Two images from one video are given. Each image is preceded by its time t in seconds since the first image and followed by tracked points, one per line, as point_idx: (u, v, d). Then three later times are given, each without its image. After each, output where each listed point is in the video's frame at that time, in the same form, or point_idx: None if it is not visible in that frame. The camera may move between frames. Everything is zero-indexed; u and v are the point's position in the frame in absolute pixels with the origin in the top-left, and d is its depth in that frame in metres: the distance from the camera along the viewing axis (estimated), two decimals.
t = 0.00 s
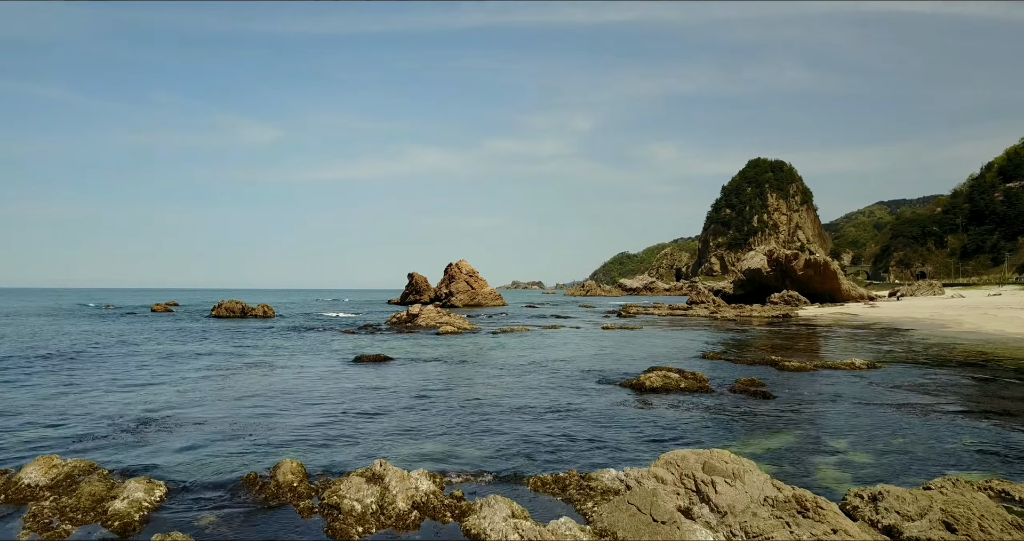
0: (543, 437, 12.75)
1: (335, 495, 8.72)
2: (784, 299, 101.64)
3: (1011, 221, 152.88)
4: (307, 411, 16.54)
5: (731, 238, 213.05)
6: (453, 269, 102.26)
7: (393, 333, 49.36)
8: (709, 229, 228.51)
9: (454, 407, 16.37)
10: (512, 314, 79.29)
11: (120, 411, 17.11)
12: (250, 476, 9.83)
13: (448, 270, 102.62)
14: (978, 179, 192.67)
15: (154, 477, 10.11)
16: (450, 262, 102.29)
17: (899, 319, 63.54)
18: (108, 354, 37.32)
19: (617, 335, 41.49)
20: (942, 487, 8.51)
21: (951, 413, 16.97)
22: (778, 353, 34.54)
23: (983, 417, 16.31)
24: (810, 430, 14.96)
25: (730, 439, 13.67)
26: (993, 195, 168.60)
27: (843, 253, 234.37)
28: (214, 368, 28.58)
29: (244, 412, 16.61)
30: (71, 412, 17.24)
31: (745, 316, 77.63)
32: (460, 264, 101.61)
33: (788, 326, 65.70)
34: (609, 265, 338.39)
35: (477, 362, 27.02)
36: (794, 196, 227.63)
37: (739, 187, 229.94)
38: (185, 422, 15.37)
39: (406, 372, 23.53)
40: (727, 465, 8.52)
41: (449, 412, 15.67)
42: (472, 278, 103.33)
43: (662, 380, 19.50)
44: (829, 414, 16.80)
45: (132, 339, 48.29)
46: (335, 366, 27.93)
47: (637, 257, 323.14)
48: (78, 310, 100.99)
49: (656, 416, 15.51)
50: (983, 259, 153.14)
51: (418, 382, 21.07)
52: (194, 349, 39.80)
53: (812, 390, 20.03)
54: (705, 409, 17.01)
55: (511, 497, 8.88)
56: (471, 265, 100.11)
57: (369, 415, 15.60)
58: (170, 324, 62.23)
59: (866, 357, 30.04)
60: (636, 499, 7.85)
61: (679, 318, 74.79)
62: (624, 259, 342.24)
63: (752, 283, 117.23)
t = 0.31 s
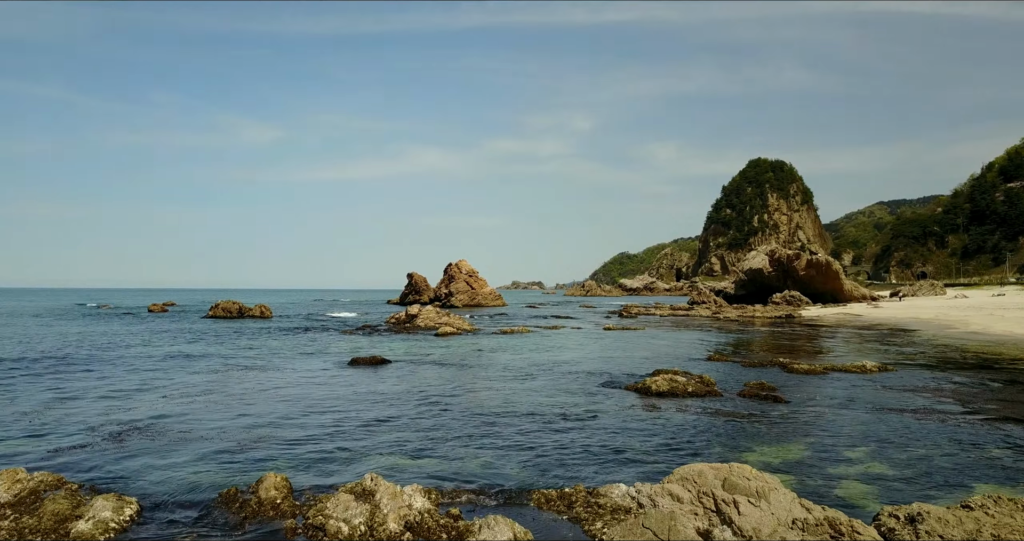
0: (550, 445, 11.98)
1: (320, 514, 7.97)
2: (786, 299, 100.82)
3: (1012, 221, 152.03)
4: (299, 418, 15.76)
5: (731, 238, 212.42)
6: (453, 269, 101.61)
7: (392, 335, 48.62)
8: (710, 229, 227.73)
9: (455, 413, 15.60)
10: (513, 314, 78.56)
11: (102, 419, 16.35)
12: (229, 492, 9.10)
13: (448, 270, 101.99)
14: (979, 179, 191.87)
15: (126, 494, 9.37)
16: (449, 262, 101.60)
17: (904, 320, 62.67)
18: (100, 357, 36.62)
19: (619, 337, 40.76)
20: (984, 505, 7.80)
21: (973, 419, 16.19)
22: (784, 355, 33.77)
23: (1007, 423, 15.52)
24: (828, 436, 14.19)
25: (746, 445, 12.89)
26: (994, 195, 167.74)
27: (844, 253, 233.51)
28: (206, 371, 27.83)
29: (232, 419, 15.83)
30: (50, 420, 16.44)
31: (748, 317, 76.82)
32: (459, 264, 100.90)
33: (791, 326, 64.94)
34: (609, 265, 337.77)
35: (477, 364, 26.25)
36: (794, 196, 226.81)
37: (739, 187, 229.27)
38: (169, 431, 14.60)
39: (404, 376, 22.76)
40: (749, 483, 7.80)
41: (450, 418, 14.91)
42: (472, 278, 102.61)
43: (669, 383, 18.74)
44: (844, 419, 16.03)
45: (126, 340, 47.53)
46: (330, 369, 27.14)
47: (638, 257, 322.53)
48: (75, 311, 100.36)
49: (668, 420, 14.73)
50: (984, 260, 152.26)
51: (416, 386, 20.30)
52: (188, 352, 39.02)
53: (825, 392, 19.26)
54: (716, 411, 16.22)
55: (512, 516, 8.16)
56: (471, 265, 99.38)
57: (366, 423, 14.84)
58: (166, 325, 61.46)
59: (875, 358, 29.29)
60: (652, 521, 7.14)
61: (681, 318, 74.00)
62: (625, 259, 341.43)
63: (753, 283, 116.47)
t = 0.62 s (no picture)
0: (558, 454, 11.26)
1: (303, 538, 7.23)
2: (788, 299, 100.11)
3: (1013, 221, 151.35)
4: (289, 426, 14.98)
5: (731, 238, 211.78)
6: (453, 269, 100.95)
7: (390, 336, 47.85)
8: (710, 229, 227.06)
9: (457, 419, 14.85)
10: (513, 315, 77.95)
11: (79, 426, 15.51)
12: (206, 511, 8.36)
13: (448, 270, 101.36)
14: (980, 178, 191.03)
15: (93, 513, 8.61)
16: (449, 262, 100.91)
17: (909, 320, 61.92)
18: (91, 359, 35.91)
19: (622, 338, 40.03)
20: None
21: (997, 425, 15.33)
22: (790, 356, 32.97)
23: None
24: (849, 443, 13.37)
25: (765, 453, 12.10)
26: (994, 194, 167.10)
27: (845, 253, 232.86)
28: (197, 375, 27.04)
29: (216, 427, 15.03)
30: (29, 428, 15.69)
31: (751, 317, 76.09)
32: (459, 264, 100.18)
33: (795, 327, 64.10)
34: (609, 265, 337.14)
35: (478, 367, 25.52)
36: (795, 196, 226.18)
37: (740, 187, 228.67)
38: (149, 440, 13.80)
39: (402, 380, 22.00)
40: (777, 504, 7.12)
41: (453, 424, 14.16)
42: (472, 278, 101.88)
43: (676, 387, 17.99)
44: (861, 423, 15.27)
45: (121, 342, 46.79)
46: (325, 373, 26.36)
47: (638, 258, 321.90)
48: (74, 311, 99.70)
49: (680, 425, 13.97)
50: (985, 260, 151.55)
51: (415, 390, 19.53)
52: (182, 354, 38.25)
53: (838, 396, 18.52)
54: (727, 416, 15.48)
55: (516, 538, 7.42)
56: (471, 265, 98.65)
57: (361, 430, 14.09)
58: (162, 326, 60.71)
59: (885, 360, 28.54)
60: None
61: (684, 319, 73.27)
62: (625, 259, 340.73)
63: (755, 283, 115.69)
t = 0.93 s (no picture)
0: (568, 468, 10.38)
1: None
2: (791, 299, 99.22)
3: (1014, 221, 150.51)
4: (276, 436, 14.03)
5: (731, 239, 211.09)
6: (453, 269, 100.11)
7: (388, 337, 47.00)
8: (711, 229, 226.24)
9: (459, 427, 13.96)
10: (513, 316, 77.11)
11: (52, 435, 14.60)
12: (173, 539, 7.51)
13: (447, 270, 100.65)
14: (981, 178, 190.24)
15: None
16: (449, 262, 100.00)
17: (914, 321, 60.99)
18: (82, 362, 35.05)
19: (625, 339, 39.18)
20: None
21: None
22: (798, 357, 32.05)
23: None
24: (874, 451, 12.47)
25: (788, 463, 11.22)
26: (995, 194, 166.22)
27: (845, 253, 231.96)
28: (187, 379, 26.14)
29: (198, 436, 14.08)
30: None
31: (754, 318, 75.22)
32: (459, 264, 99.39)
33: (799, 327, 63.15)
34: (609, 265, 336.41)
35: (479, 371, 24.69)
36: (796, 195, 225.34)
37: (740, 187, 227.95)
38: (125, 451, 12.86)
39: (398, 385, 21.04)
40: (816, 535, 6.34)
41: (455, 433, 13.28)
42: (472, 278, 101.04)
43: (686, 392, 17.14)
44: (884, 430, 14.37)
45: (114, 344, 45.93)
46: (320, 376, 25.44)
47: (638, 258, 321.17)
48: (72, 311, 99.12)
49: (693, 433, 13.12)
50: (986, 260, 150.66)
51: (413, 397, 18.62)
52: (176, 356, 37.36)
53: (855, 401, 17.57)
54: (741, 422, 14.61)
55: None
56: (470, 265, 97.81)
57: (356, 440, 13.19)
58: (158, 326, 59.88)
59: (897, 363, 27.63)
60: None
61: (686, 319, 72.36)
62: (625, 259, 339.91)
63: (756, 283, 114.80)
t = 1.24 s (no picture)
0: (578, 486, 9.55)
1: None
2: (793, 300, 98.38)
3: (1016, 221, 149.71)
4: (261, 443, 13.14)
5: (732, 239, 210.28)
6: (453, 269, 99.30)
7: (386, 338, 46.10)
8: (711, 229, 225.43)
9: (461, 435, 13.12)
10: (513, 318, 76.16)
11: (25, 444, 13.68)
12: None
13: (446, 270, 99.87)
14: (982, 178, 189.19)
15: None
16: (449, 262, 99.16)
17: (920, 322, 60.11)
18: (70, 364, 34.16)
19: (628, 341, 38.31)
20: None
21: None
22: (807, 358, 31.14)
23: None
24: (904, 464, 11.59)
25: (816, 478, 10.35)
26: (996, 194, 165.46)
27: (846, 253, 231.12)
28: (177, 382, 25.26)
29: (177, 445, 13.17)
30: None
31: (756, 318, 74.37)
32: (458, 264, 98.60)
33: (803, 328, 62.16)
34: (609, 265, 335.46)
35: (479, 375, 23.84)
36: (796, 196, 224.60)
37: (741, 187, 227.34)
38: (97, 462, 11.96)
39: (394, 391, 20.12)
40: None
41: (458, 442, 12.46)
42: (472, 278, 100.20)
43: (696, 398, 16.30)
44: (909, 438, 13.56)
45: (107, 345, 45.01)
46: (313, 379, 24.54)
47: (638, 258, 320.38)
48: (68, 312, 98.34)
49: (709, 442, 12.31)
50: (987, 260, 149.90)
51: (409, 402, 17.73)
52: (168, 359, 36.44)
53: (875, 408, 16.64)
54: (757, 429, 13.76)
55: None
56: (470, 264, 97.00)
57: (348, 451, 12.33)
58: (153, 327, 58.97)
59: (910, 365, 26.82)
60: None
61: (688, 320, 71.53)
62: (626, 260, 339.07)
63: (758, 283, 113.81)
